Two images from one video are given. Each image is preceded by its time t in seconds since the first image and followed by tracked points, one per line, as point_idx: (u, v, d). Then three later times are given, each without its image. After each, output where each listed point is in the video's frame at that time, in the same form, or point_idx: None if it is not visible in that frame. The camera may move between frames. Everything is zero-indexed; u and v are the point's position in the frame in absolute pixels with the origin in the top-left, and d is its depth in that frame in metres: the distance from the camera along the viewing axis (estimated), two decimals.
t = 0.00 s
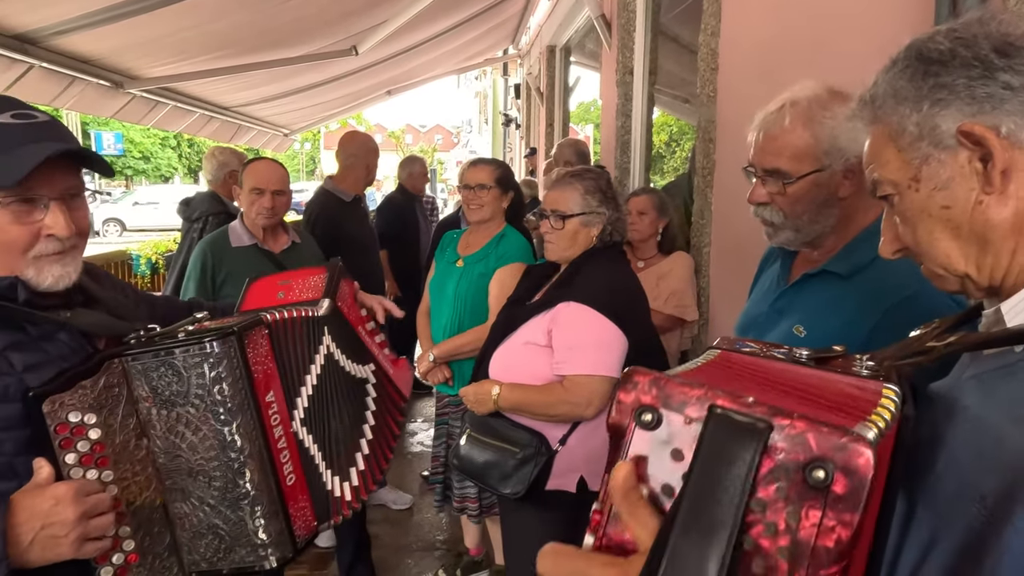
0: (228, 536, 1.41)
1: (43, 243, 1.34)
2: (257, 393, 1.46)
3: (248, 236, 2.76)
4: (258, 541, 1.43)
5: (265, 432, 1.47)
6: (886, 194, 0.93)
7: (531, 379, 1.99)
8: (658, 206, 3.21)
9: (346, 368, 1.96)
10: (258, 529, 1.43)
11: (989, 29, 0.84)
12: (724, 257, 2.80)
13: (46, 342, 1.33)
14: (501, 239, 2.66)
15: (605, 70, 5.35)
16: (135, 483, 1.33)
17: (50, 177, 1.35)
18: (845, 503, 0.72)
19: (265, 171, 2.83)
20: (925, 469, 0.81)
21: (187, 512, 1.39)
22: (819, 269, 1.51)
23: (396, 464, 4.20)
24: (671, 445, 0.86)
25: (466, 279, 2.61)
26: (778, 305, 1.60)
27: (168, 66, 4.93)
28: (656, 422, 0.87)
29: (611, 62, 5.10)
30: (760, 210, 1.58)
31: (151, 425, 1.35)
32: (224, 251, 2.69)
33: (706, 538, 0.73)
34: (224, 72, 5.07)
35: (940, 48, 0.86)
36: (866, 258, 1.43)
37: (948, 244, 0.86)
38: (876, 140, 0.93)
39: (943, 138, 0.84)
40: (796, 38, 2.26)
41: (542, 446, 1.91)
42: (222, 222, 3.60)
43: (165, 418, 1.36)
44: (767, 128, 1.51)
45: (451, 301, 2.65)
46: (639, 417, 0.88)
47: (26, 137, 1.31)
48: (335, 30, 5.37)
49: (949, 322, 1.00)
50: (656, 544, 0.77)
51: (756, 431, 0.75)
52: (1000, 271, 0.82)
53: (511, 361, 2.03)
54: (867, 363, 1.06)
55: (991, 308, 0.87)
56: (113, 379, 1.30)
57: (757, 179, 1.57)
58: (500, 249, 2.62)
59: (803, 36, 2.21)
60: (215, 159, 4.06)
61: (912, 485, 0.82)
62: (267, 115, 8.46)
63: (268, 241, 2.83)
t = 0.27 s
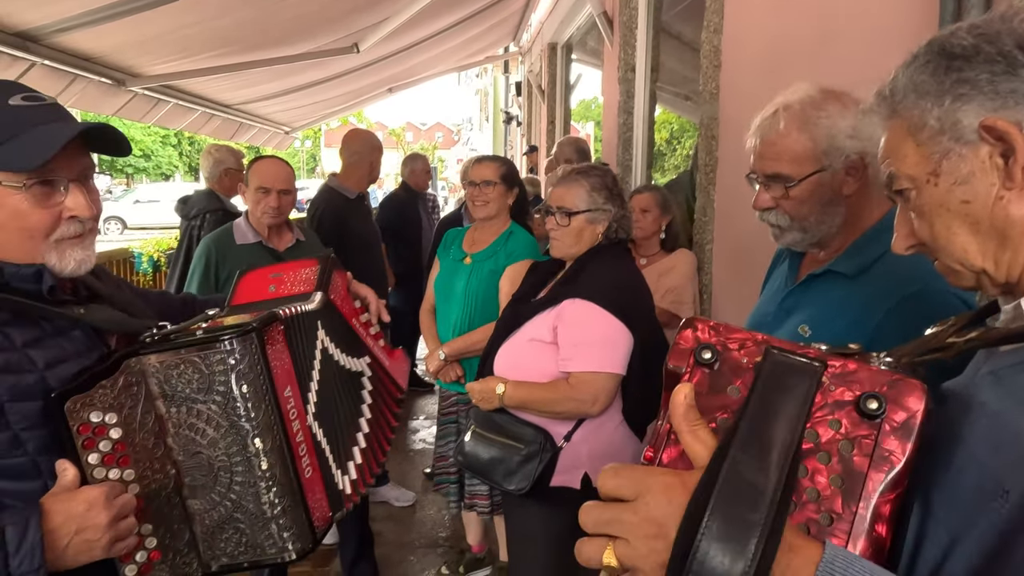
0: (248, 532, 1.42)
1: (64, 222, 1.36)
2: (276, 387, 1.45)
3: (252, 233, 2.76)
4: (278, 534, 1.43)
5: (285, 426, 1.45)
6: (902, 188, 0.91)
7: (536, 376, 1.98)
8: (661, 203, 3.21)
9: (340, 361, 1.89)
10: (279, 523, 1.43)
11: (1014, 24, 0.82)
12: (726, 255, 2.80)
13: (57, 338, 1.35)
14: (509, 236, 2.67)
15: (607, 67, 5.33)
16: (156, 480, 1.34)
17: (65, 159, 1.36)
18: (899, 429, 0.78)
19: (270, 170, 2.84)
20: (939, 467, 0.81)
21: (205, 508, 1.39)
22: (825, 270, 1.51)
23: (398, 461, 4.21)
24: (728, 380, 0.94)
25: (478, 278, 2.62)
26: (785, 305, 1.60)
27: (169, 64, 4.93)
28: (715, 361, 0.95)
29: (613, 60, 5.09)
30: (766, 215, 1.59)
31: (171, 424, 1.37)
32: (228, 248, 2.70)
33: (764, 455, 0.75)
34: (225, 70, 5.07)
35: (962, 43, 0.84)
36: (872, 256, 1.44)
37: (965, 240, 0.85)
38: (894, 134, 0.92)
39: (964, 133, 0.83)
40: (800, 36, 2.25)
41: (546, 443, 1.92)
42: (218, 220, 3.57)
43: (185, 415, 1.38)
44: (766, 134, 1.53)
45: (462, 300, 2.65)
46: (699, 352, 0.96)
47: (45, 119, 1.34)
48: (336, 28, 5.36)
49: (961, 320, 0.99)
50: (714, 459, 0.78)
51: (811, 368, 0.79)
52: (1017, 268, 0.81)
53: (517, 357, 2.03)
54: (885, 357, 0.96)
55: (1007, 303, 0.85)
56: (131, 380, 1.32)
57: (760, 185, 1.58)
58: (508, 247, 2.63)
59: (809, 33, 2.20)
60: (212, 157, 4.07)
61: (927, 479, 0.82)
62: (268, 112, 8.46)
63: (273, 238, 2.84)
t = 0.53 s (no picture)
0: (257, 539, 1.46)
1: (77, 237, 1.32)
2: (290, 398, 1.52)
3: (252, 231, 2.76)
4: (284, 539, 1.48)
5: (295, 436, 1.51)
6: (908, 187, 0.91)
7: (539, 372, 1.99)
8: (660, 201, 3.22)
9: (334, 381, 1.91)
10: (284, 529, 1.48)
11: (1020, 24, 0.82)
12: (727, 252, 2.81)
13: (69, 344, 1.31)
14: (512, 235, 2.68)
15: (607, 65, 5.33)
16: (168, 489, 1.34)
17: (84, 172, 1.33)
18: (918, 420, 0.77)
19: (270, 169, 2.85)
20: (942, 463, 0.81)
21: (215, 517, 1.43)
22: (824, 259, 1.51)
23: (398, 458, 4.22)
24: (746, 374, 0.92)
25: (482, 276, 2.62)
26: (782, 297, 1.61)
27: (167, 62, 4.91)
28: (733, 355, 0.93)
29: (612, 57, 5.09)
30: (763, 208, 1.61)
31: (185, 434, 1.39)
32: (229, 245, 2.70)
33: (786, 446, 0.74)
34: (224, 67, 5.06)
35: (969, 42, 0.84)
36: (870, 247, 1.44)
37: (973, 238, 0.85)
38: (899, 134, 0.91)
39: (971, 132, 0.82)
40: (801, 35, 2.25)
41: (547, 441, 1.92)
42: (208, 216, 3.57)
43: (199, 424, 1.40)
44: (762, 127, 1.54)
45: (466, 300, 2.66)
46: (717, 347, 0.94)
47: (68, 130, 1.31)
48: (335, 25, 5.36)
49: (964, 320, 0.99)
50: (734, 453, 0.77)
51: (829, 361, 0.79)
52: None
53: (519, 353, 2.03)
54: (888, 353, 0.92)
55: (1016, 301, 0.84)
56: (148, 392, 1.32)
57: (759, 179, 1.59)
58: (513, 246, 2.64)
59: (810, 30, 2.20)
60: (200, 155, 4.08)
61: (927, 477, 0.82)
62: (267, 110, 8.45)
63: (273, 237, 2.84)
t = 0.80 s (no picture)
0: (265, 523, 1.46)
1: (83, 241, 1.32)
2: (294, 383, 1.51)
3: (248, 228, 2.76)
4: (293, 523, 1.48)
5: (302, 422, 1.51)
6: (909, 187, 0.91)
7: (537, 371, 1.99)
8: (658, 199, 3.22)
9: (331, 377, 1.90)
10: (294, 514, 1.48)
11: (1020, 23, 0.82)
12: (725, 250, 2.81)
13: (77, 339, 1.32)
14: (510, 233, 2.66)
15: (605, 62, 5.32)
16: (177, 475, 1.38)
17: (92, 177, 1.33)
18: (921, 432, 0.76)
19: (265, 164, 2.83)
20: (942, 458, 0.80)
21: (224, 503, 1.43)
22: (814, 251, 1.57)
23: (396, 456, 4.22)
24: (749, 388, 0.90)
25: (476, 275, 2.62)
26: (775, 289, 1.66)
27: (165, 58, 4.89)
28: (736, 369, 0.92)
29: (610, 54, 5.08)
30: (754, 201, 1.66)
31: (194, 420, 1.41)
32: (225, 241, 2.70)
33: (792, 465, 0.73)
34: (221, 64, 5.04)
35: (969, 41, 0.84)
36: (860, 238, 1.49)
37: (974, 238, 0.84)
38: (900, 133, 0.91)
39: (972, 131, 0.82)
40: (799, 32, 2.25)
41: (545, 438, 1.92)
42: (193, 210, 3.57)
43: (205, 412, 1.41)
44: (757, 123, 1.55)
45: (460, 297, 2.66)
46: (719, 361, 0.93)
47: (79, 136, 1.32)
48: (333, 22, 5.34)
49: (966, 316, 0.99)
50: (742, 471, 0.76)
51: (832, 373, 0.78)
52: None
53: (518, 352, 2.03)
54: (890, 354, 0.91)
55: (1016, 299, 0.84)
56: (158, 379, 1.35)
57: (749, 173, 1.65)
58: (509, 244, 2.62)
59: (809, 28, 2.19)
60: (191, 151, 4.07)
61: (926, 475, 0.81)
62: (264, 107, 8.43)
63: (268, 233, 2.83)
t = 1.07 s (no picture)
0: (271, 500, 1.50)
1: (93, 236, 1.35)
2: (297, 364, 1.54)
3: (243, 224, 2.76)
4: (299, 500, 1.52)
5: (305, 401, 1.55)
6: (909, 185, 0.90)
7: (534, 368, 1.99)
8: (653, 196, 3.22)
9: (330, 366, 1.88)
10: (300, 491, 1.52)
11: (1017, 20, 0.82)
12: (721, 248, 2.81)
13: (85, 327, 1.36)
14: (502, 231, 2.63)
15: (602, 59, 5.31)
16: (186, 456, 1.43)
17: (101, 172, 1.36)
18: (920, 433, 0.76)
19: (259, 160, 2.83)
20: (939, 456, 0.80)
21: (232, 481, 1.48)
22: (808, 247, 1.57)
23: (393, 453, 4.22)
24: (750, 389, 0.89)
25: (467, 273, 2.62)
26: (768, 286, 1.67)
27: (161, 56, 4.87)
28: (737, 369, 0.90)
29: (608, 51, 5.07)
30: (746, 199, 1.66)
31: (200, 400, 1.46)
32: (220, 237, 2.69)
33: (794, 470, 0.75)
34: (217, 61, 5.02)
35: (967, 38, 0.84)
36: (851, 234, 1.51)
37: (974, 236, 0.84)
38: (897, 131, 0.91)
39: (971, 128, 0.82)
40: (796, 29, 2.24)
41: (542, 435, 1.92)
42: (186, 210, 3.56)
43: (210, 393, 1.46)
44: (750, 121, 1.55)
45: (452, 294, 2.66)
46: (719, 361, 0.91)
47: (88, 134, 1.34)
48: (329, 19, 5.33)
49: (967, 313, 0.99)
50: (742, 473, 0.77)
51: (832, 373, 0.78)
52: None
53: (514, 350, 2.03)
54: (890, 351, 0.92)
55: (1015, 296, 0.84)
56: (166, 361, 1.41)
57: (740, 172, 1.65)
58: (501, 241, 2.60)
59: (805, 25, 2.19)
60: (186, 150, 4.06)
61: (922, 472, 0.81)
62: (261, 104, 8.41)
63: (263, 229, 2.82)
